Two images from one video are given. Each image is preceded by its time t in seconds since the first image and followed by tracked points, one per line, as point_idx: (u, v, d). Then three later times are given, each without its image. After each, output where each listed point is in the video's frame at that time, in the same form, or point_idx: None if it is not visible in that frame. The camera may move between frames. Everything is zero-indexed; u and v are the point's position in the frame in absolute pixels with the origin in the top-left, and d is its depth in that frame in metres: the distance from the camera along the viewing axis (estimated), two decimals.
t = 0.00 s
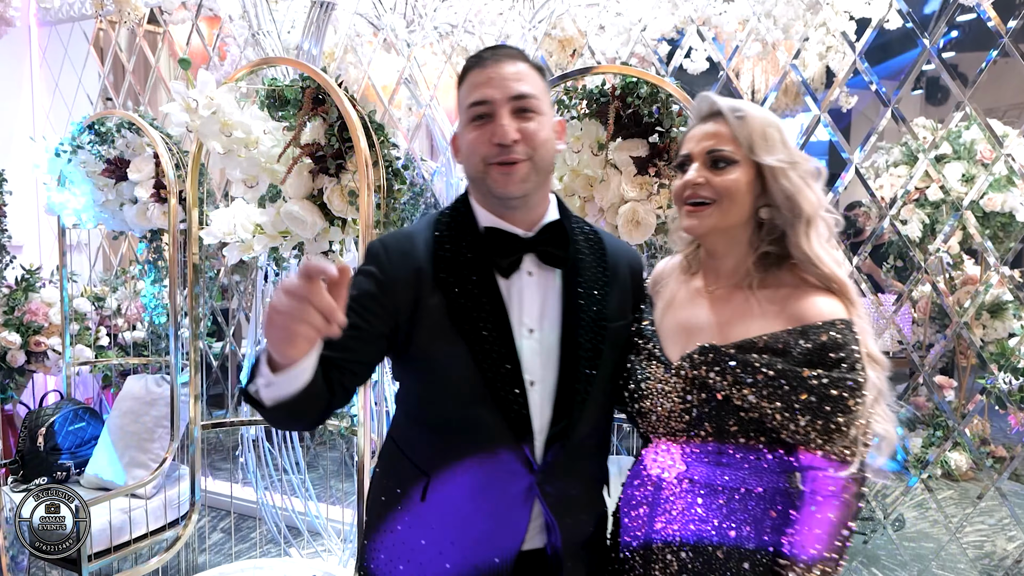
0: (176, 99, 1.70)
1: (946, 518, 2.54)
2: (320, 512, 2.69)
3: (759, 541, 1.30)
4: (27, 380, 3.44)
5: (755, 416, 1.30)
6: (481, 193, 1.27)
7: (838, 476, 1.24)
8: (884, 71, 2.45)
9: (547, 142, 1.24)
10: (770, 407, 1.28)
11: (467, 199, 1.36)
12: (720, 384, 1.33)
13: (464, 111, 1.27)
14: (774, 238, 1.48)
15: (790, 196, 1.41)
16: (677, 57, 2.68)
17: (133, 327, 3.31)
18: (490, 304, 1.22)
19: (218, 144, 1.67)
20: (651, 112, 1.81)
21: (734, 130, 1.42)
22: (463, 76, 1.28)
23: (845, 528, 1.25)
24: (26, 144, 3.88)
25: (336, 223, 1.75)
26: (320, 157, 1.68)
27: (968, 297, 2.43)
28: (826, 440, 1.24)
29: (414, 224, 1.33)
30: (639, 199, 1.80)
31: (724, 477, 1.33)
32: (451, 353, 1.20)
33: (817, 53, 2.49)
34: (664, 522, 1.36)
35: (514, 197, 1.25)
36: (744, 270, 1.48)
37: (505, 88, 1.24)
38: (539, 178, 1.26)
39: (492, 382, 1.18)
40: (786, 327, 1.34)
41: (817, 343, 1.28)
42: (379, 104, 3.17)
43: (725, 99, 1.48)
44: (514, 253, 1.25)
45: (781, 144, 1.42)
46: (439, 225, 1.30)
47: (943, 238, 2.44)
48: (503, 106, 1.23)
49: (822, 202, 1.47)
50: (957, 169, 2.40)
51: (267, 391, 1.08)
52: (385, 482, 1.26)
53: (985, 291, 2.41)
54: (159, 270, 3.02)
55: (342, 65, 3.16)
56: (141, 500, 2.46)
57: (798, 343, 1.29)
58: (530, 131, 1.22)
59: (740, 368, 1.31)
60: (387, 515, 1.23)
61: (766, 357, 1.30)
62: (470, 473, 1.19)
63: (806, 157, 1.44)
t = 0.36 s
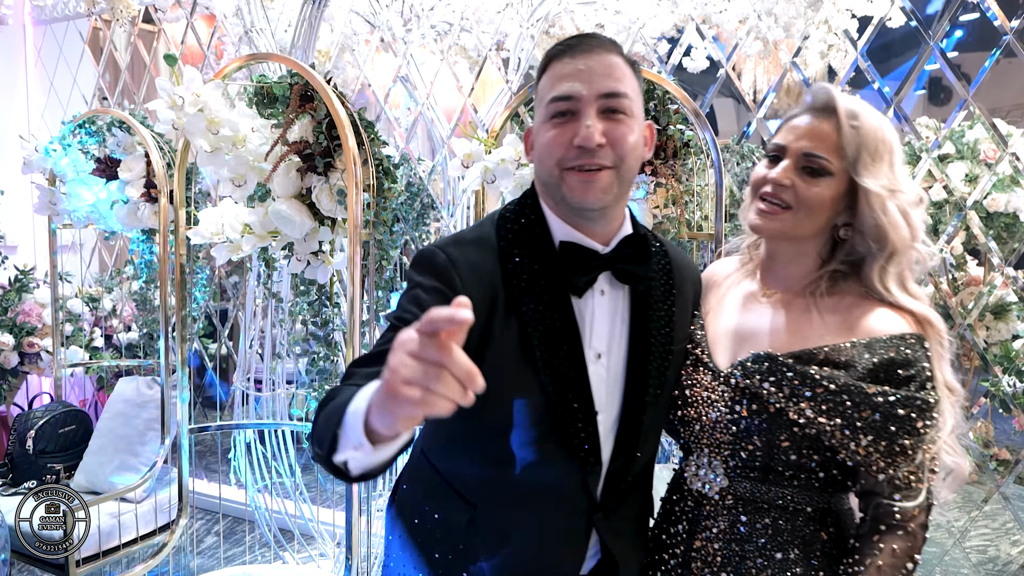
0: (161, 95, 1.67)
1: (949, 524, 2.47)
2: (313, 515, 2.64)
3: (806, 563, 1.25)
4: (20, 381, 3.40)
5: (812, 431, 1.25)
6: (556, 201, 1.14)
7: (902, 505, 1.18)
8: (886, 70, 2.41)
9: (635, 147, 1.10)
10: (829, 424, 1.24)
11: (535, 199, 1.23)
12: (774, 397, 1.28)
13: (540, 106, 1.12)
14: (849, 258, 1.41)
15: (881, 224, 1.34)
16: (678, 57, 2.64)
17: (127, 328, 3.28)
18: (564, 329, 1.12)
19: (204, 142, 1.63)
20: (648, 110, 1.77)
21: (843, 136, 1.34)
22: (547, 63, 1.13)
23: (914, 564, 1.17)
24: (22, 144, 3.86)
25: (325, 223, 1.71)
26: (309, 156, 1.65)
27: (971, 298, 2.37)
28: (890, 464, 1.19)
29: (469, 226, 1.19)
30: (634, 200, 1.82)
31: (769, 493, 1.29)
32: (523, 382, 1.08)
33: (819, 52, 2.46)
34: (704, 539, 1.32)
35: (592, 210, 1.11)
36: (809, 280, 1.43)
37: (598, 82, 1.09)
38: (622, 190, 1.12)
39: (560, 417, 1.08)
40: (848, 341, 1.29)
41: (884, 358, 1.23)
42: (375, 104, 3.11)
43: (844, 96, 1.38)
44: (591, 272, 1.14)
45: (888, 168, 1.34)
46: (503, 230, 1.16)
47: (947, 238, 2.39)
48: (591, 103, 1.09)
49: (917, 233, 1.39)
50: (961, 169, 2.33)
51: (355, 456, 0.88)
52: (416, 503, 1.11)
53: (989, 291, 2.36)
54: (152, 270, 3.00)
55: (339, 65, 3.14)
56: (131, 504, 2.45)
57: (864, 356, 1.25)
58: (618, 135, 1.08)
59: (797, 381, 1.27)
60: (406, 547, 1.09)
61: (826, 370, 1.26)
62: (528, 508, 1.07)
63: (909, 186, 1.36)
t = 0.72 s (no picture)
0: (151, 93, 1.64)
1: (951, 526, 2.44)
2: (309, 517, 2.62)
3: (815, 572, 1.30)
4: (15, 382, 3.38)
5: (832, 444, 1.27)
6: (578, 202, 1.15)
7: (926, 526, 1.24)
8: (888, 69, 2.38)
9: (664, 150, 1.12)
10: (850, 437, 1.24)
11: (553, 195, 1.23)
12: (794, 409, 1.28)
13: (569, 103, 1.13)
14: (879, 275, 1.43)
15: (924, 244, 1.36)
16: (679, 57, 2.62)
17: (122, 329, 3.26)
18: (596, 341, 1.09)
19: (195, 141, 1.59)
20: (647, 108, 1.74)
21: (890, 148, 1.35)
22: (575, 61, 1.13)
23: None
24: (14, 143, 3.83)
25: (319, 224, 1.69)
26: (301, 155, 1.64)
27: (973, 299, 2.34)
28: (911, 478, 1.23)
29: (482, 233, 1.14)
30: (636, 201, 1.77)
31: (777, 501, 1.32)
32: (554, 398, 1.03)
33: (819, 52, 2.44)
34: (712, 547, 1.35)
35: (619, 215, 1.13)
36: (834, 290, 1.44)
37: (628, 81, 1.09)
38: (650, 194, 1.14)
39: (593, 437, 1.04)
40: (871, 354, 1.31)
41: (909, 374, 1.25)
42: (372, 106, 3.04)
43: (900, 108, 1.39)
44: (621, 279, 1.12)
45: (933, 188, 1.35)
46: (524, 237, 1.14)
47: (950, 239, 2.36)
48: (619, 103, 1.10)
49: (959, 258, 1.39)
50: (962, 169, 2.32)
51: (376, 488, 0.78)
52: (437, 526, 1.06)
53: (993, 292, 2.33)
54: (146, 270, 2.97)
55: (335, 63, 3.11)
56: (124, 508, 2.43)
57: (889, 370, 1.27)
58: (648, 139, 1.10)
59: (820, 394, 1.27)
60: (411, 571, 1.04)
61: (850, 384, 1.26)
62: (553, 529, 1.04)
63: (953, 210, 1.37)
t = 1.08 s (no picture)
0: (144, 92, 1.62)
1: (951, 528, 2.42)
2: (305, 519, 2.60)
3: (774, 561, 1.32)
4: (11, 383, 3.36)
5: (789, 436, 1.30)
6: (548, 198, 1.22)
7: (878, 512, 1.30)
8: (888, 69, 2.36)
9: (630, 149, 1.19)
10: (806, 429, 1.29)
11: (524, 193, 1.29)
12: (752, 403, 1.32)
13: (539, 104, 1.20)
14: (832, 269, 1.49)
15: (872, 238, 1.42)
16: (679, 57, 2.61)
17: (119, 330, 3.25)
18: (568, 343, 1.14)
19: (190, 140, 1.58)
20: (646, 107, 1.71)
21: (835, 146, 1.41)
22: (545, 62, 1.21)
23: (884, 566, 1.29)
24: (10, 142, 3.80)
25: (315, 224, 1.67)
26: (297, 154, 1.61)
27: (974, 300, 2.32)
28: (865, 467, 1.27)
29: (453, 232, 1.18)
30: (633, 200, 1.74)
31: (738, 492, 1.35)
32: (528, 399, 1.07)
33: (819, 51, 2.43)
34: (674, 539, 1.33)
35: (590, 209, 1.19)
36: (790, 284, 1.51)
37: (592, 81, 1.17)
38: (618, 189, 1.21)
39: (568, 434, 1.09)
40: (825, 346, 1.35)
41: (861, 366, 1.30)
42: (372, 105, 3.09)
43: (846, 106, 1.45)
44: (591, 277, 1.17)
45: (878, 183, 1.42)
46: (497, 237, 1.17)
47: (950, 240, 2.34)
48: (587, 102, 1.17)
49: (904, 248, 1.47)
50: (963, 169, 2.31)
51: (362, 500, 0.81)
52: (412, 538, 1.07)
53: (994, 293, 2.30)
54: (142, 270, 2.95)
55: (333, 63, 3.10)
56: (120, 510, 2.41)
57: (842, 362, 1.31)
58: (614, 137, 1.17)
59: (777, 387, 1.31)
60: None
61: (807, 377, 1.31)
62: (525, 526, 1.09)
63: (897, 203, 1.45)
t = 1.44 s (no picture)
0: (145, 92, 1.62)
1: (952, 528, 2.43)
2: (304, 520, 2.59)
3: (730, 552, 1.30)
4: (12, 383, 3.37)
5: (733, 424, 1.29)
6: (461, 192, 1.23)
7: (820, 492, 1.25)
8: (887, 70, 2.36)
9: (535, 141, 1.21)
10: (750, 416, 1.28)
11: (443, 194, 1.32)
12: (698, 393, 1.30)
13: (445, 101, 1.22)
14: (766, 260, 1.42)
15: (793, 227, 1.35)
16: (680, 57, 2.62)
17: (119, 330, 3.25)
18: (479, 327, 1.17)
19: (191, 140, 1.58)
20: (646, 107, 1.70)
21: (748, 140, 1.34)
22: (447, 61, 1.23)
23: (829, 545, 1.25)
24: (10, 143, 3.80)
25: (316, 224, 1.67)
26: (297, 155, 1.61)
27: (974, 300, 2.32)
28: (806, 450, 1.25)
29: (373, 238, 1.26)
30: (634, 200, 1.67)
31: (694, 486, 1.34)
32: (438, 378, 1.12)
33: (819, 52, 2.43)
34: (633, 536, 1.34)
35: (498, 198, 1.20)
36: (727, 279, 1.45)
37: (491, 77, 1.19)
38: (524, 178, 1.22)
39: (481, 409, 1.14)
40: (764, 337, 1.32)
41: (799, 352, 1.27)
42: (371, 106, 3.09)
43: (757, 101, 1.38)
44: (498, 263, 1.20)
45: (796, 171, 1.34)
46: (412, 235, 1.23)
47: (949, 240, 2.33)
48: (490, 98, 1.19)
49: (827, 235, 1.40)
50: (963, 170, 2.30)
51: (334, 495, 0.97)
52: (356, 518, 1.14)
53: (994, 293, 2.30)
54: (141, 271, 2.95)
55: (333, 63, 3.09)
56: (120, 511, 2.41)
57: (779, 349, 1.28)
58: (518, 129, 1.19)
59: (720, 377, 1.29)
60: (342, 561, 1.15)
61: (747, 365, 1.29)
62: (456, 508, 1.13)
63: (820, 186, 1.37)
